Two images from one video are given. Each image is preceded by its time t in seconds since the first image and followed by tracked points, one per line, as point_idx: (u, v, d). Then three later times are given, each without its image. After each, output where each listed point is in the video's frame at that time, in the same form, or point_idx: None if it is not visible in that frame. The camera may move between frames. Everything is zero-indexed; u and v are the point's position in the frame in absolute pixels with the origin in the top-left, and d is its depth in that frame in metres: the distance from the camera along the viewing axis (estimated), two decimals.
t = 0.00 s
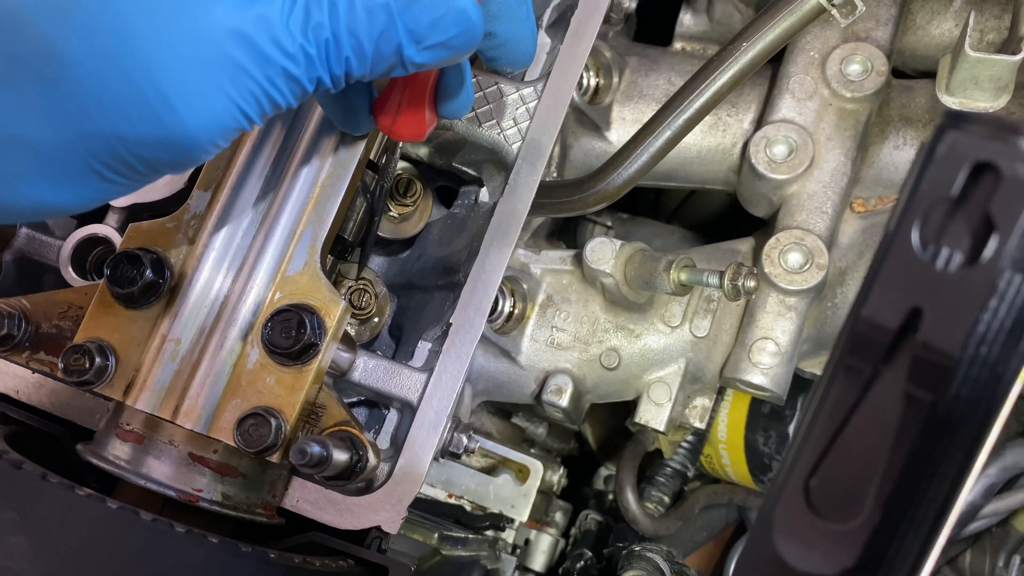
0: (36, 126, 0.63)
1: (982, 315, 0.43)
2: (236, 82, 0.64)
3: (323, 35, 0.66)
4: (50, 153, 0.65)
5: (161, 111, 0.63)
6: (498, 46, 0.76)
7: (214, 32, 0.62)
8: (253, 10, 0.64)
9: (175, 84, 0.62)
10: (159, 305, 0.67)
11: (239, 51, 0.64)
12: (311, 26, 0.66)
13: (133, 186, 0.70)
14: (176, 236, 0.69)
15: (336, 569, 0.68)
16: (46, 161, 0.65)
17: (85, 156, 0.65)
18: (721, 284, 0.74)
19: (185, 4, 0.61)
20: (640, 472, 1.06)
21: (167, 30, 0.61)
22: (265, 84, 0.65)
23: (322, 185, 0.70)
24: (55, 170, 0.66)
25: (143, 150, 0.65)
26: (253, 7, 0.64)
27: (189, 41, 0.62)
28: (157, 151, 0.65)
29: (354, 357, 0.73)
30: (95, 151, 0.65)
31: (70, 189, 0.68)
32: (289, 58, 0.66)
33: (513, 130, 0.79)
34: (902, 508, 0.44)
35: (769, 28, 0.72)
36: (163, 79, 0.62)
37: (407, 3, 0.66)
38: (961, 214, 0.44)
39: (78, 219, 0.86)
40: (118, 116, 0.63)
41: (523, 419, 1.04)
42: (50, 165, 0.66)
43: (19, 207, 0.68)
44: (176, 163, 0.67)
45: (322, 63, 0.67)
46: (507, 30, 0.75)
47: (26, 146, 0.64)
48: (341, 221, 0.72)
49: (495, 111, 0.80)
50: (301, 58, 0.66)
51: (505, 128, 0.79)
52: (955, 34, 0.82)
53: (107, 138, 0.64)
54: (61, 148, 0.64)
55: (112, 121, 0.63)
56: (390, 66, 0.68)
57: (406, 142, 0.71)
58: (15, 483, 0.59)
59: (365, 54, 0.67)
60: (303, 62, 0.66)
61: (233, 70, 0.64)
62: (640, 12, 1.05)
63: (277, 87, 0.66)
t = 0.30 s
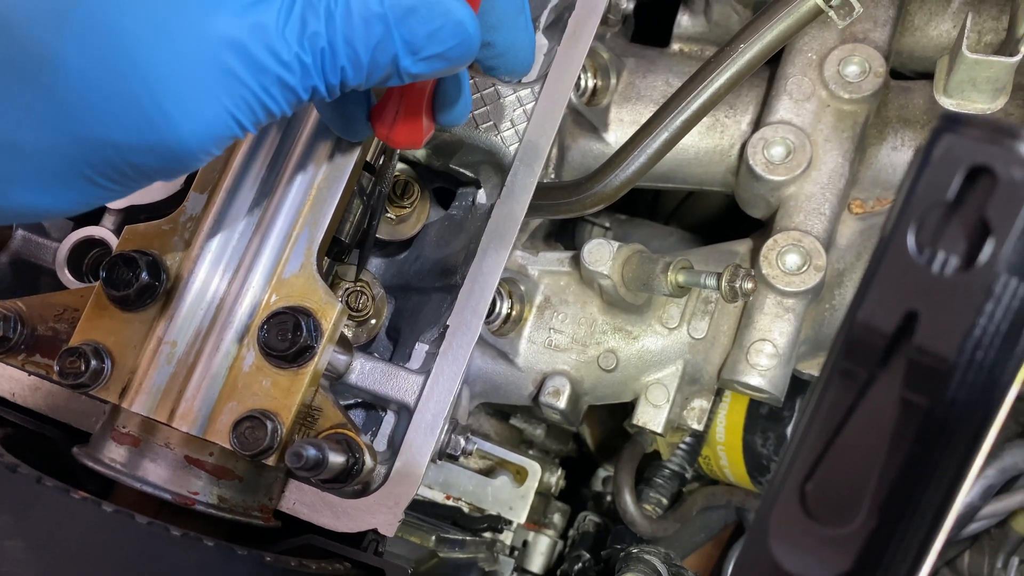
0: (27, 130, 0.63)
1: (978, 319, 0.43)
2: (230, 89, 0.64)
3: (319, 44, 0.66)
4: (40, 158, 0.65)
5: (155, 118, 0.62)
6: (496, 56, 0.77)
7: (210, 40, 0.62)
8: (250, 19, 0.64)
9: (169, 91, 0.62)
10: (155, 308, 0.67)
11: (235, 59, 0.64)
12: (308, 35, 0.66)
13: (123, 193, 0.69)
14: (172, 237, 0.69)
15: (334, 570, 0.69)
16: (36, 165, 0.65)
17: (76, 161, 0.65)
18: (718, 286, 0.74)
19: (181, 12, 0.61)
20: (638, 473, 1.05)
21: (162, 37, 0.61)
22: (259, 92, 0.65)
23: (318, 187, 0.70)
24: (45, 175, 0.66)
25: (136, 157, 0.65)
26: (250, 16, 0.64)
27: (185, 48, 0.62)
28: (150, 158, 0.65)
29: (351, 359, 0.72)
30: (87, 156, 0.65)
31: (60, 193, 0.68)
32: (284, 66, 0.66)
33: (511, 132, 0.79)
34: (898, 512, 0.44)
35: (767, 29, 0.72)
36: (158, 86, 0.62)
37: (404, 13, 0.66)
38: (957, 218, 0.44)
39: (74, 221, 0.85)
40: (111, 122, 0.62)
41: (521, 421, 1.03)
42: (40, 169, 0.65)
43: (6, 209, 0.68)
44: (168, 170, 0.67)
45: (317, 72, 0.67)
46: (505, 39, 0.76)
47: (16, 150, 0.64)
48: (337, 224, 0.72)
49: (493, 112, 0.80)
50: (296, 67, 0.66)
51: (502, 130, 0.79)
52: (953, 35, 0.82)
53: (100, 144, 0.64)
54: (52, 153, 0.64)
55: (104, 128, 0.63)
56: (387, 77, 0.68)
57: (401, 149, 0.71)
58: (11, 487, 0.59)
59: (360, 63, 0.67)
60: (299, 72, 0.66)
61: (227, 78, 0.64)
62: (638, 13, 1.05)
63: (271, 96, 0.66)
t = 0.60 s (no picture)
0: (17, 137, 0.63)
1: (972, 321, 0.43)
2: (221, 95, 0.64)
3: (310, 48, 0.66)
4: (32, 164, 0.65)
5: (144, 125, 0.62)
6: (492, 61, 0.76)
7: (199, 46, 0.62)
8: (239, 23, 0.64)
9: (158, 98, 0.62)
10: (151, 309, 0.67)
11: (225, 65, 0.64)
12: (298, 39, 0.66)
13: (115, 198, 0.69)
14: (169, 239, 0.69)
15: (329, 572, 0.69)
16: (27, 171, 0.65)
17: (67, 167, 0.65)
18: (715, 287, 0.74)
19: (170, 17, 0.61)
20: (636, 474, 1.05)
21: (151, 43, 0.61)
22: (250, 97, 0.65)
23: (315, 189, 0.70)
24: (37, 181, 0.66)
25: (127, 163, 0.65)
26: (239, 21, 0.64)
27: (174, 54, 0.62)
28: (141, 164, 0.65)
29: (348, 360, 0.72)
30: (78, 162, 0.65)
31: (52, 198, 0.68)
32: (275, 71, 0.66)
33: (507, 133, 0.80)
34: (893, 514, 0.44)
35: (763, 30, 0.72)
36: (147, 93, 0.61)
37: (395, 16, 0.65)
38: (951, 220, 0.44)
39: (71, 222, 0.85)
40: (100, 129, 0.62)
41: (518, 421, 1.04)
42: (31, 175, 0.66)
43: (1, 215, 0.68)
44: (160, 176, 0.67)
45: (308, 76, 0.67)
46: (500, 44, 0.75)
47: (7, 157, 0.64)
48: (334, 225, 0.72)
49: (489, 114, 0.81)
50: (287, 71, 0.66)
51: (500, 132, 0.80)
52: (950, 36, 0.82)
53: (90, 150, 0.64)
54: (44, 160, 0.64)
55: (93, 135, 0.63)
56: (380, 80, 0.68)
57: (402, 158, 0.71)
58: (6, 489, 0.59)
59: (352, 67, 0.67)
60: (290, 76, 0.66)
61: (218, 83, 0.64)
62: (636, 14, 1.05)
63: (263, 100, 0.66)
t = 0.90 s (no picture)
0: (12, 139, 0.63)
1: (972, 321, 0.43)
2: (217, 96, 0.64)
3: (306, 48, 0.66)
4: (27, 166, 0.65)
5: (139, 126, 0.62)
6: (489, 59, 0.76)
7: (193, 46, 0.62)
8: (232, 22, 0.63)
9: (153, 98, 0.62)
10: (149, 310, 0.67)
11: (220, 65, 0.64)
12: (294, 38, 0.66)
13: (111, 200, 0.69)
14: (167, 240, 0.69)
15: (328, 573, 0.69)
16: (22, 173, 0.65)
17: (63, 169, 0.65)
18: (714, 287, 0.74)
19: (162, 16, 0.61)
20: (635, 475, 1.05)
21: (145, 43, 0.61)
22: (246, 97, 0.65)
23: (313, 189, 0.70)
24: (32, 183, 0.66)
25: (123, 164, 0.65)
26: (232, 20, 0.63)
27: (168, 54, 0.61)
28: (136, 165, 0.65)
29: (346, 361, 0.72)
30: (73, 164, 0.65)
31: (49, 201, 0.68)
32: (271, 70, 0.66)
33: (506, 133, 0.79)
34: (892, 515, 0.43)
35: (762, 30, 0.72)
36: (141, 93, 0.61)
37: (391, 15, 0.65)
38: (950, 220, 0.44)
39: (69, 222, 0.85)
40: (95, 130, 0.62)
41: (517, 422, 1.04)
42: (27, 177, 0.66)
43: None
44: (155, 177, 0.67)
45: (305, 75, 0.67)
46: (497, 43, 0.75)
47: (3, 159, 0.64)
48: (332, 225, 0.72)
49: (488, 114, 0.81)
50: (283, 71, 0.66)
51: (499, 132, 0.80)
52: (950, 36, 0.82)
53: (85, 151, 0.64)
54: (39, 161, 0.64)
55: (88, 136, 0.62)
56: (376, 79, 0.68)
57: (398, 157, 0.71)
58: (3, 490, 0.59)
59: (350, 66, 0.67)
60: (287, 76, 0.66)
61: (215, 84, 0.64)
62: (635, 15, 1.05)
63: (259, 100, 0.66)
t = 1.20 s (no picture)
0: (14, 140, 0.62)
1: (974, 320, 0.43)
2: (222, 100, 0.64)
3: (313, 56, 0.66)
4: (29, 168, 0.64)
5: (144, 129, 0.62)
6: (487, 65, 0.76)
7: (201, 50, 0.62)
8: (240, 28, 0.64)
9: (159, 102, 0.62)
10: (150, 309, 0.67)
11: (226, 71, 0.64)
12: (301, 46, 0.65)
13: (111, 203, 0.69)
14: (168, 239, 0.69)
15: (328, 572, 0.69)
16: (23, 175, 0.65)
17: (65, 171, 0.65)
18: (714, 287, 0.74)
19: (173, 22, 0.62)
20: (636, 474, 1.05)
21: (153, 47, 0.61)
22: (251, 103, 0.65)
23: (314, 189, 0.70)
24: (33, 185, 0.66)
25: (126, 168, 0.65)
26: (240, 25, 0.64)
27: (176, 57, 0.62)
28: (140, 169, 0.65)
29: (347, 360, 0.72)
30: (76, 166, 0.64)
31: (48, 204, 0.67)
32: (277, 77, 0.66)
33: (506, 133, 0.80)
34: (893, 514, 0.44)
35: (763, 30, 0.72)
36: (147, 97, 0.62)
37: (398, 25, 0.65)
38: (951, 220, 0.44)
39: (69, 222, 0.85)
40: (100, 133, 0.62)
41: (518, 422, 1.04)
42: (28, 179, 0.65)
43: None
44: (159, 181, 0.67)
45: (311, 83, 0.67)
46: (497, 48, 0.75)
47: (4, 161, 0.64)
48: (333, 225, 0.72)
49: (488, 114, 0.81)
50: (289, 78, 0.66)
51: (499, 132, 0.80)
52: (949, 37, 0.82)
53: (89, 154, 0.64)
54: (42, 164, 0.64)
55: (93, 138, 0.63)
56: (382, 87, 0.68)
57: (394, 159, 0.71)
58: (5, 489, 0.59)
59: (356, 74, 0.67)
60: (293, 83, 0.66)
61: (220, 89, 0.64)
62: (635, 15, 1.05)
63: (265, 107, 0.66)
